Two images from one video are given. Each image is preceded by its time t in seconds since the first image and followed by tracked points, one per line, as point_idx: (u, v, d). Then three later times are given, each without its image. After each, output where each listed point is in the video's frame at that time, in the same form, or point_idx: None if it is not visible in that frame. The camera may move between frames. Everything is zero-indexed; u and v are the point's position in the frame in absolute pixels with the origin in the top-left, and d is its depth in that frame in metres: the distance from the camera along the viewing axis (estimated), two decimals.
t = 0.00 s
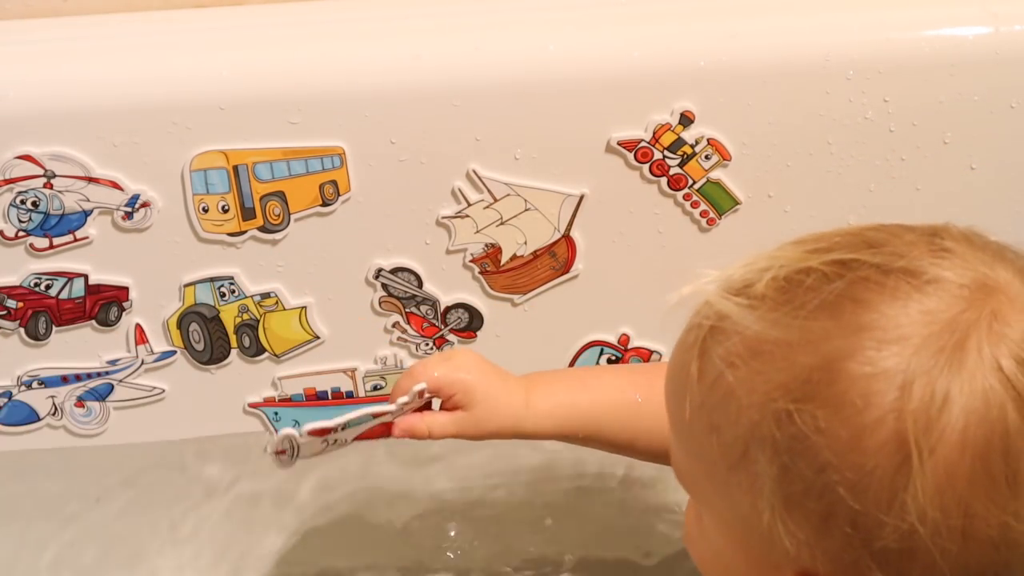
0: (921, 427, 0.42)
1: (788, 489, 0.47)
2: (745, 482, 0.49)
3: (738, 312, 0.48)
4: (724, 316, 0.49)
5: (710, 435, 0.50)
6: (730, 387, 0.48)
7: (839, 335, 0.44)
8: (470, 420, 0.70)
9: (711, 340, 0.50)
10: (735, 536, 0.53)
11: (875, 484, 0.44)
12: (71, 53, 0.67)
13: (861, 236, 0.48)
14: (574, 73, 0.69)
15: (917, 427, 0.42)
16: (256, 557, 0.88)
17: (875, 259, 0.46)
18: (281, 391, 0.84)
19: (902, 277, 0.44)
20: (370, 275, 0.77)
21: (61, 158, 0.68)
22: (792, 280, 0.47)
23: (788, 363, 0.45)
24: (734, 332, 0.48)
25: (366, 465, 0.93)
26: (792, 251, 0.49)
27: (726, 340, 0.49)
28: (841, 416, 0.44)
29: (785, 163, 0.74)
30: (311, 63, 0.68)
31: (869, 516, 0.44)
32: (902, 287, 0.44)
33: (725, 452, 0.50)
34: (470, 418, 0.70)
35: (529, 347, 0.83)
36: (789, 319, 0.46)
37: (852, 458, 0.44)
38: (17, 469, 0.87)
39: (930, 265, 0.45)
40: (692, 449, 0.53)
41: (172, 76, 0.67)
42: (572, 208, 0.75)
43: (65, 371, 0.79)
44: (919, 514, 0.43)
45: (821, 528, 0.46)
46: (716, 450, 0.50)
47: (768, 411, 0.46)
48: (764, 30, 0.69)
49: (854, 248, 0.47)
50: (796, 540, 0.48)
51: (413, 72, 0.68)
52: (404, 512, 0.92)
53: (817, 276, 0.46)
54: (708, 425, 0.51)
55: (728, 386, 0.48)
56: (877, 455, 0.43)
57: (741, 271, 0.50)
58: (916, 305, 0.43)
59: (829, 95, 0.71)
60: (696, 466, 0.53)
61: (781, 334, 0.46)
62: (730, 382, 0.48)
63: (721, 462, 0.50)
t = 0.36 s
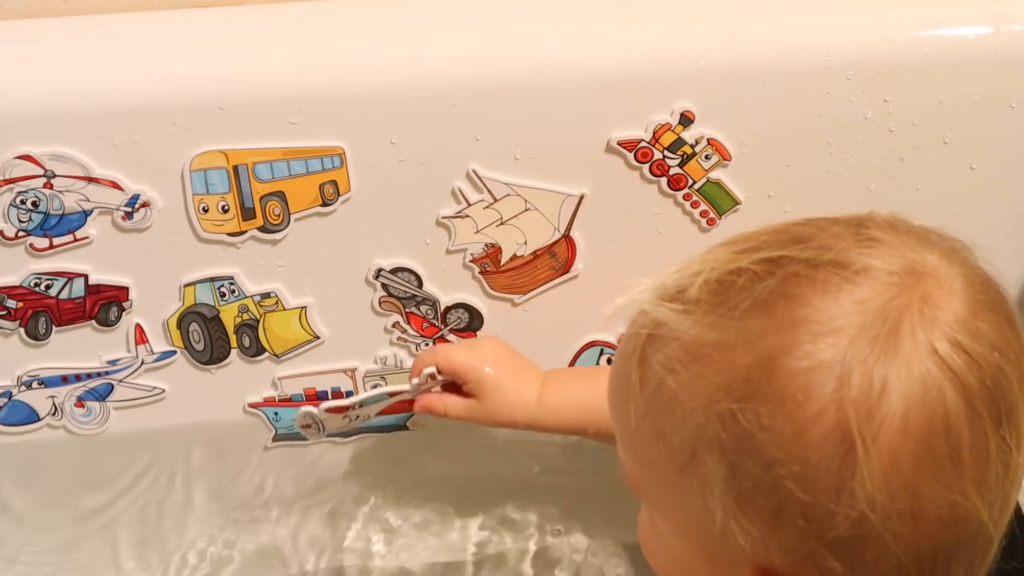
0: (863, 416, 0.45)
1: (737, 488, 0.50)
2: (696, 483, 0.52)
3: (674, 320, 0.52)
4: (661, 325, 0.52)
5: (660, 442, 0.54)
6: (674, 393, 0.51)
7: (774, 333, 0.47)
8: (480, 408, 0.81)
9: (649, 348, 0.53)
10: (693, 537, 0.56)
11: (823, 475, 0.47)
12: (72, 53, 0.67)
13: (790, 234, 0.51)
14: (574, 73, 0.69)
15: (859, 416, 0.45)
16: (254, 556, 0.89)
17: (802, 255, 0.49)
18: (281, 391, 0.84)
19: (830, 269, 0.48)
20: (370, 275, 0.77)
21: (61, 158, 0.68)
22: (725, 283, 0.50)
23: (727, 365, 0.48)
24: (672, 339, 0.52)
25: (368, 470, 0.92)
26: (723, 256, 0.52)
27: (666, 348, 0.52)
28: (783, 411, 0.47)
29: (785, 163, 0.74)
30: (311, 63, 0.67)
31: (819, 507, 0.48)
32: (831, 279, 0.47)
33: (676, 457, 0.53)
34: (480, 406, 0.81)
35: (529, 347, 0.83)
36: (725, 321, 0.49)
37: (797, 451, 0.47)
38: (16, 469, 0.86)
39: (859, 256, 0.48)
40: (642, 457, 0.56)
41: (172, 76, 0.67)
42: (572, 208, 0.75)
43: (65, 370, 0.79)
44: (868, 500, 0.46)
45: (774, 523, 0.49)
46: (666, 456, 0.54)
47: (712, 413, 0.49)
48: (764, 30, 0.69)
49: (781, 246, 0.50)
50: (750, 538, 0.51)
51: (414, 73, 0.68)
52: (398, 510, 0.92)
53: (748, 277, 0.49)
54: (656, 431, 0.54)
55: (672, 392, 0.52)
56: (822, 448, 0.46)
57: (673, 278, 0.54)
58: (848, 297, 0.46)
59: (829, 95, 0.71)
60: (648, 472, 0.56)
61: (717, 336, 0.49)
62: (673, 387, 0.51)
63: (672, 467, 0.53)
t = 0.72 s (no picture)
0: (811, 398, 0.46)
1: (695, 475, 0.51)
2: (654, 473, 0.53)
3: (623, 314, 0.53)
4: (611, 320, 0.53)
5: (617, 436, 0.54)
6: (626, 385, 0.52)
7: (721, 321, 0.48)
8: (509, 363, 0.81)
9: (601, 344, 0.54)
10: (655, 529, 0.56)
11: (776, 459, 0.47)
12: (72, 53, 0.67)
13: (734, 226, 0.52)
14: (575, 73, 0.69)
15: (807, 398, 0.46)
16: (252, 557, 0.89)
17: (743, 246, 0.50)
18: (281, 391, 0.84)
19: (772, 255, 0.48)
20: (370, 275, 0.77)
21: (62, 158, 0.68)
22: (671, 275, 0.51)
23: (678, 355, 0.49)
24: (621, 333, 0.52)
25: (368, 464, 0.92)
26: (669, 251, 0.53)
27: (616, 341, 0.53)
28: (733, 398, 0.47)
29: (785, 164, 0.74)
30: (312, 63, 0.67)
31: (774, 490, 0.48)
32: (774, 266, 0.48)
33: (633, 449, 0.54)
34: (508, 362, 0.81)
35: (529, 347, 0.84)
36: (672, 313, 0.50)
37: (749, 436, 0.47)
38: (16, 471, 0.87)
39: (802, 242, 0.49)
40: (601, 452, 0.57)
41: (173, 77, 0.67)
42: (572, 208, 0.75)
43: (65, 371, 0.79)
44: (822, 480, 0.47)
45: (733, 509, 0.50)
46: (623, 448, 0.54)
47: (665, 404, 0.50)
48: (765, 30, 0.69)
49: (725, 237, 0.51)
50: (709, 524, 0.52)
51: (414, 73, 0.68)
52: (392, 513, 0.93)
53: (694, 268, 0.50)
54: (612, 426, 0.54)
55: (624, 385, 0.52)
56: (772, 431, 0.47)
57: (623, 273, 0.55)
58: (791, 283, 0.47)
59: (829, 95, 0.71)
60: (608, 466, 0.57)
61: (665, 327, 0.50)
62: (625, 379, 0.52)
63: (630, 460, 0.54)
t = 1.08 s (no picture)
0: (806, 387, 0.48)
1: (692, 471, 0.53)
2: (648, 471, 0.55)
3: (609, 314, 0.55)
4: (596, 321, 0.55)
5: (610, 437, 0.56)
6: (617, 384, 0.54)
7: (711, 315, 0.50)
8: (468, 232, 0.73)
9: (589, 345, 0.56)
10: (652, 527, 0.58)
11: (774, 449, 0.50)
12: (71, 54, 0.67)
13: (713, 224, 0.54)
14: (574, 73, 0.69)
15: (801, 386, 0.48)
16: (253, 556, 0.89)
17: (725, 243, 0.52)
18: (281, 391, 0.84)
19: (755, 249, 0.51)
20: (370, 275, 0.77)
21: (62, 158, 0.68)
22: (655, 274, 0.53)
23: (669, 351, 0.51)
24: (609, 333, 0.54)
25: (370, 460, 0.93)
26: (650, 250, 0.55)
27: (603, 341, 0.55)
28: (728, 390, 0.49)
29: (785, 163, 0.74)
30: (311, 64, 0.67)
31: (772, 481, 0.50)
32: (760, 259, 0.50)
33: (627, 448, 0.55)
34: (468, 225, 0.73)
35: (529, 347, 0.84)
36: (660, 310, 0.52)
37: (746, 427, 0.50)
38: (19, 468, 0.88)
39: (785, 232, 0.51)
40: (595, 456, 0.58)
41: (172, 76, 0.67)
42: (566, 207, 0.75)
43: (65, 370, 0.79)
44: (820, 467, 0.49)
45: (730, 503, 0.52)
46: (617, 449, 0.56)
47: (659, 400, 0.52)
48: (764, 30, 0.69)
49: (706, 233, 0.53)
50: (707, 519, 0.54)
51: (414, 73, 0.68)
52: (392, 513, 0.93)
53: (678, 265, 0.53)
54: (604, 427, 0.56)
55: (615, 384, 0.54)
56: (768, 421, 0.49)
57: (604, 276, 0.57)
58: (778, 273, 0.49)
59: (829, 95, 0.71)
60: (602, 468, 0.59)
61: (653, 324, 0.52)
62: (615, 378, 0.54)
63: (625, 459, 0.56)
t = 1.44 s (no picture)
0: (803, 416, 0.49)
1: (686, 503, 0.53)
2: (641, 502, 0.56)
3: (599, 347, 0.55)
4: (586, 352, 0.56)
5: (604, 469, 0.57)
6: (610, 416, 0.55)
7: (705, 346, 0.50)
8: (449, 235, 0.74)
9: (579, 376, 0.56)
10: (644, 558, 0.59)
11: (771, 480, 0.50)
12: (72, 53, 0.67)
13: (700, 250, 0.55)
14: (575, 73, 0.69)
15: (799, 416, 0.49)
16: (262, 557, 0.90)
17: (714, 273, 0.53)
18: (281, 391, 0.84)
19: (745, 278, 0.52)
20: (370, 275, 0.78)
21: (62, 158, 0.68)
22: (645, 305, 0.54)
23: (664, 382, 0.52)
24: (600, 365, 0.55)
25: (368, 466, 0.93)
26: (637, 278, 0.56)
27: (595, 373, 0.55)
28: (724, 421, 0.50)
29: (785, 164, 0.74)
30: (311, 64, 0.67)
31: (769, 512, 0.51)
32: (752, 287, 0.51)
33: (620, 478, 0.56)
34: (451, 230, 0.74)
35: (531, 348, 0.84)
36: (654, 340, 0.53)
37: (743, 459, 0.50)
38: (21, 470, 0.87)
39: (776, 259, 0.52)
40: (586, 485, 0.59)
41: (172, 76, 0.67)
42: (565, 205, 0.75)
43: (65, 371, 0.80)
44: (817, 498, 0.50)
45: (726, 532, 0.53)
46: (610, 481, 0.57)
47: (653, 432, 0.53)
48: (765, 31, 0.69)
49: (696, 259, 0.54)
50: (702, 548, 0.55)
51: (414, 73, 0.68)
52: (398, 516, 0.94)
53: (669, 293, 0.53)
54: (596, 458, 0.57)
55: (608, 415, 0.55)
56: (766, 452, 0.50)
57: (593, 303, 0.57)
58: (772, 303, 0.50)
59: (829, 95, 0.71)
60: (591, 501, 0.60)
61: (646, 356, 0.53)
62: (609, 411, 0.55)
63: (618, 491, 0.57)
